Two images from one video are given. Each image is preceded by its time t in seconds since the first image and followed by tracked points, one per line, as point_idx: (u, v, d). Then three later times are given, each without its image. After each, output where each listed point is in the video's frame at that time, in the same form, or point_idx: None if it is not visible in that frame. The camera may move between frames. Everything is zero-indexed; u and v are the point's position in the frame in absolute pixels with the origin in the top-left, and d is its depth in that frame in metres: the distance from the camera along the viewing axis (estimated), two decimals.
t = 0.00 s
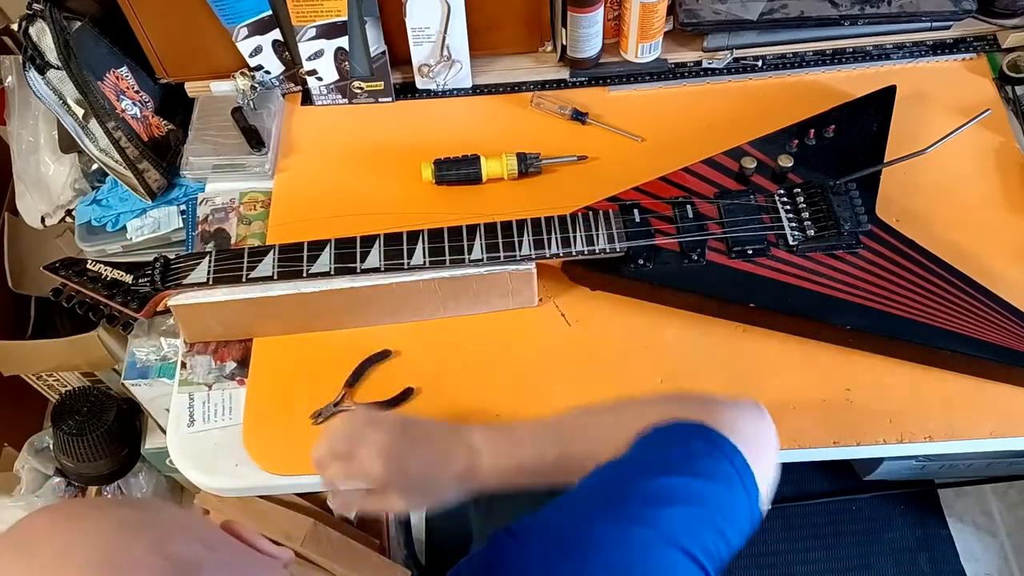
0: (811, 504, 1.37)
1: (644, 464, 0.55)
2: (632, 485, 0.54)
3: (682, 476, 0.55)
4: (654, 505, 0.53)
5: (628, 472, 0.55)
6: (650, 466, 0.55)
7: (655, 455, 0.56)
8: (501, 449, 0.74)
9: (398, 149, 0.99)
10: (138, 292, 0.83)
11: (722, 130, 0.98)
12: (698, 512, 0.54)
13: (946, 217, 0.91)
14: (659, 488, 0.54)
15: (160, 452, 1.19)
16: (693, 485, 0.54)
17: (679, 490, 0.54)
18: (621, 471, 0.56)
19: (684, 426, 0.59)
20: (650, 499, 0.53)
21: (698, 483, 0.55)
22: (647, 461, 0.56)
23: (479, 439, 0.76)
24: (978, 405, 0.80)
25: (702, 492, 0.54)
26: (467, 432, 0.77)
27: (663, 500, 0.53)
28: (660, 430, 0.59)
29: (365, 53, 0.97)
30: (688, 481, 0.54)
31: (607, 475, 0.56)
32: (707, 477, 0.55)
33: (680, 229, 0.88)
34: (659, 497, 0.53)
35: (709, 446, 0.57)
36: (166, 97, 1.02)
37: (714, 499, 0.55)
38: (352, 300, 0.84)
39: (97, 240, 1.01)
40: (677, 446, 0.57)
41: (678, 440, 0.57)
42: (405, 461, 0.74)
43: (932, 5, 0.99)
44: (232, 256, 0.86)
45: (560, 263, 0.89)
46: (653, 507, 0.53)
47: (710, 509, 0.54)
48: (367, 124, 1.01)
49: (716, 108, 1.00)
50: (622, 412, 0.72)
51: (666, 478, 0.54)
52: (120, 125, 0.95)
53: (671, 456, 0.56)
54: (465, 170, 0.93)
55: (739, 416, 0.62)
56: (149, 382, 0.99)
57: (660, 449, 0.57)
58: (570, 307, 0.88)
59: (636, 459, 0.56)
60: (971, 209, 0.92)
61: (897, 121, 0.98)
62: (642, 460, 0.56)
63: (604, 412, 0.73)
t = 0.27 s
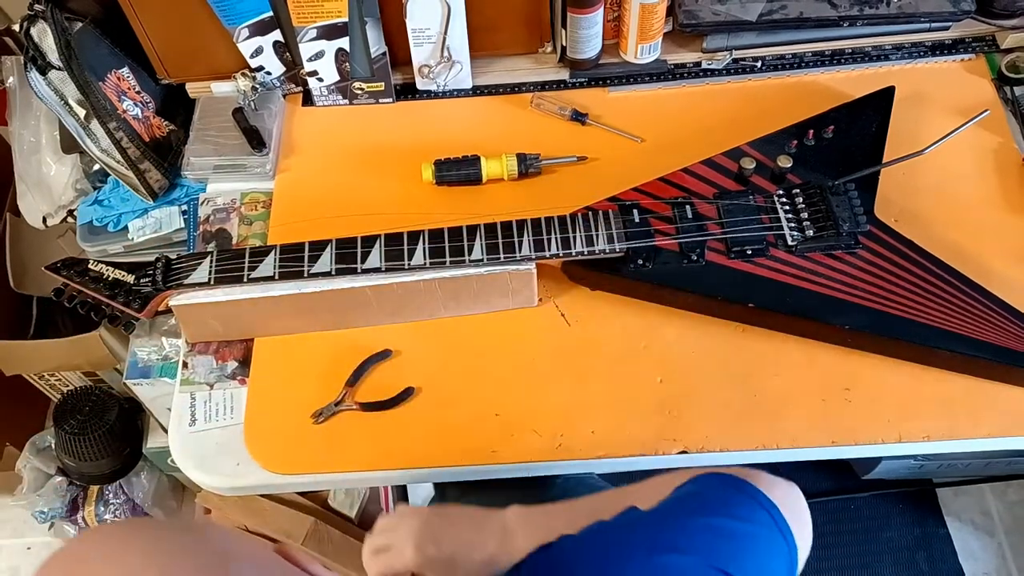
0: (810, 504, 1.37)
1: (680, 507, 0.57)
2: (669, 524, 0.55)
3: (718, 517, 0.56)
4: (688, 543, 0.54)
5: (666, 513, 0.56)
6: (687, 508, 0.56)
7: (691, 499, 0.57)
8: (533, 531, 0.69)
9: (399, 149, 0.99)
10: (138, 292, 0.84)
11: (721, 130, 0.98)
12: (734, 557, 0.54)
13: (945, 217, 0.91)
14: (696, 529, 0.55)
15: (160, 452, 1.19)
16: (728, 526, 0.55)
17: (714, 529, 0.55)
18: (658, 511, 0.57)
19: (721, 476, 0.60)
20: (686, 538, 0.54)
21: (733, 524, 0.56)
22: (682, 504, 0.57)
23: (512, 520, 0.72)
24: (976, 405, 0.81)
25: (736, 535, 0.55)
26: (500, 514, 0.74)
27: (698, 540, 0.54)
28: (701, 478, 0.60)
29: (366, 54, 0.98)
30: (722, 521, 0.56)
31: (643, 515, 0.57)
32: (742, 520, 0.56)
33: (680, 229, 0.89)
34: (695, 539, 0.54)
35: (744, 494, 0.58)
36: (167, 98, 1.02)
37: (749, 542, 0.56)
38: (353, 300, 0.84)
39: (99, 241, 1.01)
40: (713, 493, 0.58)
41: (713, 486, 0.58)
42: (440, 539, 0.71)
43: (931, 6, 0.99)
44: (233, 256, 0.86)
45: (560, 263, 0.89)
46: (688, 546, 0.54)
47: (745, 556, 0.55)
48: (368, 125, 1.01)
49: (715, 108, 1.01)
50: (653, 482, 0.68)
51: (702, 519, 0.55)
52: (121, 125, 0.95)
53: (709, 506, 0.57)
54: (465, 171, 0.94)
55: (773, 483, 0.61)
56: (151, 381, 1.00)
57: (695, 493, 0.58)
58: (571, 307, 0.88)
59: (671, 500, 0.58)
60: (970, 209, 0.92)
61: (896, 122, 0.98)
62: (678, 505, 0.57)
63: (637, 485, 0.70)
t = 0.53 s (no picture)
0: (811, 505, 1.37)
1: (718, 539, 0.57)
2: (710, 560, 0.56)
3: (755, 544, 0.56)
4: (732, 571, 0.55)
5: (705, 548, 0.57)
6: (721, 539, 0.57)
7: (725, 529, 0.58)
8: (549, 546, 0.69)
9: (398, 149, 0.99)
10: (138, 292, 0.83)
11: (722, 130, 0.98)
12: None
13: (946, 217, 0.91)
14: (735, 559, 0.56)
15: (159, 452, 1.19)
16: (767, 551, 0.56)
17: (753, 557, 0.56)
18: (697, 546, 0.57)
19: (754, 496, 0.60)
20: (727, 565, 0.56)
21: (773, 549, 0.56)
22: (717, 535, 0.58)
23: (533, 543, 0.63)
24: (978, 405, 0.80)
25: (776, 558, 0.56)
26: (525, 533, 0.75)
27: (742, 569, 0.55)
28: (726, 500, 0.60)
29: (365, 53, 0.97)
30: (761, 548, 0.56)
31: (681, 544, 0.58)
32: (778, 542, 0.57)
33: (680, 229, 0.88)
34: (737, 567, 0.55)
35: (775, 511, 0.59)
36: (166, 97, 1.02)
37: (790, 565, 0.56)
38: (352, 299, 0.84)
39: (97, 240, 1.01)
40: (745, 514, 0.58)
41: (746, 513, 0.58)
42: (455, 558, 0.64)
43: (932, 5, 0.99)
44: (232, 256, 0.86)
45: (559, 263, 0.89)
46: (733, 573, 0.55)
47: None
48: (367, 124, 1.01)
49: (716, 108, 1.00)
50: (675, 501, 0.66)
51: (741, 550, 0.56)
52: (120, 125, 0.94)
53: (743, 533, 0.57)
54: (465, 170, 0.93)
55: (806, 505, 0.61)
56: (149, 381, 0.99)
57: (727, 521, 0.58)
58: (570, 307, 0.88)
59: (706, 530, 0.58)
60: (972, 209, 0.92)
61: (897, 121, 0.98)
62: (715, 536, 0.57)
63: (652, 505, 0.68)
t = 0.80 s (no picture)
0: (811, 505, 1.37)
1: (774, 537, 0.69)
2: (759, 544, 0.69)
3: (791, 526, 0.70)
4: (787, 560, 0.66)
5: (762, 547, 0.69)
6: (773, 535, 0.69)
7: (768, 527, 0.71)
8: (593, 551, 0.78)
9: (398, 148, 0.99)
10: (138, 292, 0.83)
11: (722, 130, 0.98)
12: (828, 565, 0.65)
13: (947, 217, 0.91)
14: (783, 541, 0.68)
15: (159, 452, 1.19)
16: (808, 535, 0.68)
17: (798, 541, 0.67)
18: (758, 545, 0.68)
19: (806, 513, 0.71)
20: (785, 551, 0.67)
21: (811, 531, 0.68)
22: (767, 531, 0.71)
23: (574, 538, 0.80)
24: (978, 405, 0.80)
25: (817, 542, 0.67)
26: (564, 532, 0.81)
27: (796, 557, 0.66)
28: (775, 513, 0.73)
29: (365, 53, 0.97)
30: (801, 532, 0.68)
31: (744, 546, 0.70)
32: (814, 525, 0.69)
33: (680, 229, 0.88)
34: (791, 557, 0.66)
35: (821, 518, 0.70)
36: (166, 97, 1.02)
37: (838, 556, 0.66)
38: (351, 299, 0.84)
39: (97, 240, 1.01)
40: (781, 512, 0.73)
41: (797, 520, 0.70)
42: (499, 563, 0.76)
43: (932, 5, 0.99)
44: (232, 256, 0.86)
45: (559, 263, 0.89)
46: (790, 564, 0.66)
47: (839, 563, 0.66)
48: (368, 124, 1.01)
49: (716, 108, 1.00)
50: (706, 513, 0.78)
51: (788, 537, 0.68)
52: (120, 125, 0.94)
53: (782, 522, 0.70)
54: (464, 170, 0.93)
55: (856, 525, 0.71)
56: (149, 381, 0.99)
57: (775, 523, 0.71)
58: (570, 307, 0.88)
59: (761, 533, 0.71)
60: (972, 209, 0.92)
61: (897, 121, 0.98)
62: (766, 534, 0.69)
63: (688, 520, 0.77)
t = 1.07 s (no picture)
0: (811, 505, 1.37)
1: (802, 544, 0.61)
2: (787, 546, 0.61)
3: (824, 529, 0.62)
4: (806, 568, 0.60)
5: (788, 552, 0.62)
6: (799, 529, 0.63)
7: (794, 524, 0.64)
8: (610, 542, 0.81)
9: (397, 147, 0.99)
10: (137, 292, 0.83)
11: (721, 129, 0.98)
12: None
13: (947, 217, 0.91)
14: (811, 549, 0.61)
15: (159, 452, 1.19)
16: (836, 539, 0.61)
17: (824, 545, 0.61)
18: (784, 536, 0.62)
19: (823, 507, 0.65)
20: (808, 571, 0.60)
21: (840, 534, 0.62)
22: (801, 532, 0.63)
23: (589, 522, 0.83)
24: (977, 405, 0.80)
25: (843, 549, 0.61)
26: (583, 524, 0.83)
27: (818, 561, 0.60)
28: (795, 510, 0.66)
29: (365, 53, 0.97)
30: (831, 533, 0.62)
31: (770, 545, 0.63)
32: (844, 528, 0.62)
33: (681, 229, 0.88)
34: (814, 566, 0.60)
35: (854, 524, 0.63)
36: (166, 97, 1.02)
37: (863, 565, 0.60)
38: (351, 299, 0.84)
39: (97, 240, 1.01)
40: (809, 510, 0.65)
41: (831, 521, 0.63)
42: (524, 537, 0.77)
43: (932, 5, 0.99)
44: (232, 256, 0.86)
45: (559, 263, 0.89)
46: None
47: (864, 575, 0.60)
48: (367, 124, 1.00)
49: (716, 108, 1.00)
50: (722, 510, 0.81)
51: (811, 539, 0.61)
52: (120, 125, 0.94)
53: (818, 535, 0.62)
54: (464, 170, 0.93)
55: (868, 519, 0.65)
56: (149, 381, 0.99)
57: (799, 518, 0.65)
58: (570, 307, 0.88)
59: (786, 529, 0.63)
60: (972, 209, 0.92)
61: (896, 121, 0.98)
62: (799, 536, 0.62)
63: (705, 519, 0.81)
